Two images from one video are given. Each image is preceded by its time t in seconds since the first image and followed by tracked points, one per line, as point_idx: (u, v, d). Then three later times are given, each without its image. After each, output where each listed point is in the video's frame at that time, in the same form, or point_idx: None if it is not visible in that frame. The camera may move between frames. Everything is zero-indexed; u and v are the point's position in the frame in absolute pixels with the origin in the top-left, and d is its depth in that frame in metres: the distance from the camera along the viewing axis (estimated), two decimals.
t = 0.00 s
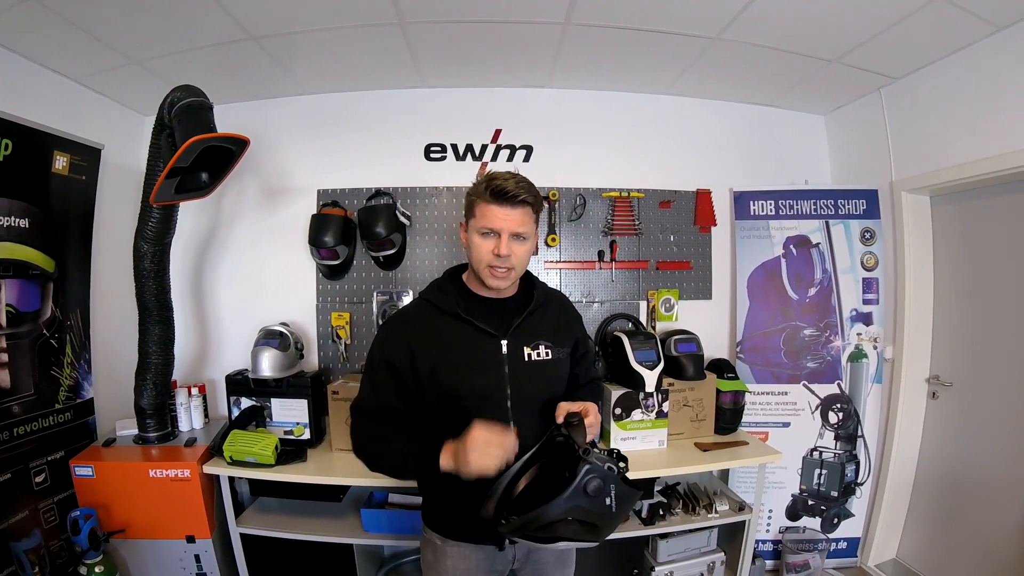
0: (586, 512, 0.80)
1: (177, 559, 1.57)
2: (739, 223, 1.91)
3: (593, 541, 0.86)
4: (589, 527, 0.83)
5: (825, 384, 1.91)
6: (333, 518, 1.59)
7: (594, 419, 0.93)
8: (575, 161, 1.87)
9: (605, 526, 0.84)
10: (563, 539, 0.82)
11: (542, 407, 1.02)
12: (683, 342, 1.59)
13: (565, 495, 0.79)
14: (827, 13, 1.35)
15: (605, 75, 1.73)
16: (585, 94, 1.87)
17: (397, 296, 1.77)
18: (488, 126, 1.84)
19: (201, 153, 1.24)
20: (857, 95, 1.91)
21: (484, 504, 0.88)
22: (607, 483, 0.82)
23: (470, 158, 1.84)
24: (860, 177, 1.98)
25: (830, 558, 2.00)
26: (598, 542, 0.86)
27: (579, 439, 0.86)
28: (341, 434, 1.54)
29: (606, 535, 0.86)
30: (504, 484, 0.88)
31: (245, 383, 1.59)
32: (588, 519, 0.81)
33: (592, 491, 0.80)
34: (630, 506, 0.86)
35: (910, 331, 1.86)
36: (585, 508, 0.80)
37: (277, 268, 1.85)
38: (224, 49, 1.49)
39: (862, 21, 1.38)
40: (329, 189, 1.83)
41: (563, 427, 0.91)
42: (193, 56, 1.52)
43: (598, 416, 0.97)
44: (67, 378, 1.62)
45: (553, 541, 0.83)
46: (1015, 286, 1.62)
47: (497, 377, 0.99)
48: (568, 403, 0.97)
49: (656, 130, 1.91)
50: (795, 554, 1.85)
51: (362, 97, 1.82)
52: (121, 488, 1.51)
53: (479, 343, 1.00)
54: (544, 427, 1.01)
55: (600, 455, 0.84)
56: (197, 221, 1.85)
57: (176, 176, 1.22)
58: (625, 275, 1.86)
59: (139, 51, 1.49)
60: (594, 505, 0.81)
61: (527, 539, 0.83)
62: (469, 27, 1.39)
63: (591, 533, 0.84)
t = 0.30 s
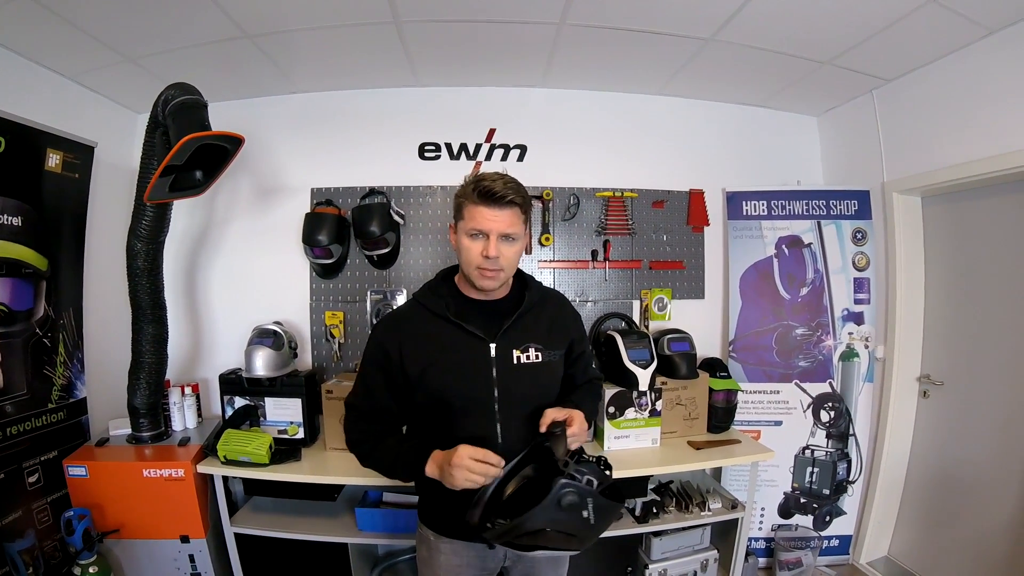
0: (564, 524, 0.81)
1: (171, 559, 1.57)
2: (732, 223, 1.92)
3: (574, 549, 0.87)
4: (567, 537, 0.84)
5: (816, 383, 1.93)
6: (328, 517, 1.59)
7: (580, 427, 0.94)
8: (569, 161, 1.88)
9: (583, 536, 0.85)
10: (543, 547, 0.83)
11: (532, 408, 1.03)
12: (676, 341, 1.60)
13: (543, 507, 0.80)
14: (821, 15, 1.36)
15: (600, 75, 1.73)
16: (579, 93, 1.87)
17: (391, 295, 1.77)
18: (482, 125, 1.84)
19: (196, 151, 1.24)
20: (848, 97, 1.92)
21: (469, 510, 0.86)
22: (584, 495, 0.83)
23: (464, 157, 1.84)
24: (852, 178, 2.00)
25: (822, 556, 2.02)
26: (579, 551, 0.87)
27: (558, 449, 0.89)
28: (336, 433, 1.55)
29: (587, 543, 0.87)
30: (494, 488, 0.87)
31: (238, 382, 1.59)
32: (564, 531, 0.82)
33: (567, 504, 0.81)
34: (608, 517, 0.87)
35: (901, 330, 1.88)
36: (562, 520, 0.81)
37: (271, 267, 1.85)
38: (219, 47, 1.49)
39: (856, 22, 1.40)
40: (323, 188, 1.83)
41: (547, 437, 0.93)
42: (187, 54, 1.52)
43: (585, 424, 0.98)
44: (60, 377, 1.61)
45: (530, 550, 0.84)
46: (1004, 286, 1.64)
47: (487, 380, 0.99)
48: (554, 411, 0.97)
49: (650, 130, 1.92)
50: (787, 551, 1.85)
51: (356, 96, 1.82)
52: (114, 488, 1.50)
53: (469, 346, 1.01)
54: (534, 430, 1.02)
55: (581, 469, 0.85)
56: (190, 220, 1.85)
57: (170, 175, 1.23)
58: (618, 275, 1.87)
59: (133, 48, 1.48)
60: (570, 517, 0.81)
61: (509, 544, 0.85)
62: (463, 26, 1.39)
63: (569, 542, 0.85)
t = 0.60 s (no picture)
0: (547, 504, 0.80)
1: (173, 556, 1.57)
2: (731, 222, 1.93)
3: (562, 538, 0.84)
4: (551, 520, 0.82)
5: (815, 381, 1.94)
6: (328, 515, 1.60)
7: (566, 412, 0.93)
8: (569, 159, 1.88)
9: (569, 520, 0.82)
10: (528, 532, 0.81)
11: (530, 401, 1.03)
12: (675, 339, 1.60)
13: (524, 482, 0.80)
14: (820, 15, 1.36)
15: (600, 74, 1.74)
16: (580, 92, 1.88)
17: (392, 292, 1.77)
18: (483, 124, 1.85)
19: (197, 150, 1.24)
20: (848, 96, 1.93)
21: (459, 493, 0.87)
22: (565, 473, 0.82)
23: (464, 155, 1.85)
24: (851, 176, 2.01)
25: (821, 553, 2.03)
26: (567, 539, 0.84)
27: (545, 430, 0.90)
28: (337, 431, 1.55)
29: (578, 531, 0.84)
30: (489, 475, 0.87)
31: (239, 380, 1.59)
32: (546, 511, 0.80)
33: (547, 481, 0.81)
34: (594, 501, 0.84)
35: (899, 328, 1.88)
36: (545, 499, 0.80)
37: (272, 265, 1.85)
38: (220, 45, 1.49)
39: (856, 22, 1.40)
40: (323, 186, 1.84)
41: (535, 421, 0.93)
42: (188, 52, 1.52)
43: (574, 411, 0.96)
44: (61, 375, 1.61)
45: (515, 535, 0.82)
46: (1003, 285, 1.65)
47: (483, 372, 1.00)
48: (542, 398, 0.98)
49: (650, 129, 1.92)
50: (787, 549, 1.86)
51: (357, 94, 1.83)
52: (115, 486, 1.51)
53: (466, 337, 1.01)
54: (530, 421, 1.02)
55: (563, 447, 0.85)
56: (191, 218, 1.85)
57: (171, 173, 1.23)
58: (618, 273, 1.88)
59: (134, 46, 1.48)
60: (551, 497, 0.80)
61: (498, 530, 0.83)
62: (464, 24, 1.40)
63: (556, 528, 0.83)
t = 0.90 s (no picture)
0: (558, 482, 0.83)
1: (173, 551, 1.58)
2: (731, 220, 1.93)
3: (571, 516, 0.88)
4: (562, 498, 0.85)
5: (813, 378, 1.94)
6: (329, 509, 1.60)
7: (569, 396, 0.97)
8: (570, 157, 1.89)
9: (578, 497, 0.86)
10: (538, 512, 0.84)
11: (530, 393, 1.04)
12: (674, 336, 1.61)
13: (536, 462, 0.83)
14: (821, 15, 1.37)
15: (601, 72, 1.74)
16: (580, 90, 1.88)
17: (392, 288, 1.78)
18: (484, 121, 1.86)
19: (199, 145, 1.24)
20: (848, 95, 1.93)
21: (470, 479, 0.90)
22: (575, 452, 0.86)
23: (465, 152, 1.85)
24: (850, 175, 2.01)
25: (818, 550, 2.04)
26: (576, 517, 0.87)
27: (550, 415, 0.93)
28: (337, 426, 1.56)
29: (585, 509, 0.88)
30: (492, 463, 0.90)
31: (239, 375, 1.60)
32: (558, 489, 0.83)
33: (559, 460, 0.84)
34: (602, 478, 0.89)
35: (897, 326, 1.89)
36: (556, 478, 0.83)
37: (273, 260, 1.86)
38: (222, 41, 1.49)
39: (856, 22, 1.41)
40: (325, 182, 1.84)
41: (539, 407, 0.96)
42: (189, 47, 1.52)
43: (576, 397, 1.00)
44: (62, 370, 1.62)
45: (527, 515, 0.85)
46: (1002, 284, 1.66)
47: (485, 362, 1.01)
48: (546, 384, 1.01)
49: (650, 127, 1.93)
50: (784, 546, 1.87)
51: (358, 90, 1.83)
52: (116, 481, 1.51)
53: (469, 328, 1.03)
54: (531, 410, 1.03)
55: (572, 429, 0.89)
56: (192, 213, 1.86)
57: (173, 168, 1.23)
58: (618, 270, 1.88)
59: (136, 42, 1.49)
60: (562, 474, 0.84)
61: (506, 513, 0.86)
62: (466, 21, 1.40)
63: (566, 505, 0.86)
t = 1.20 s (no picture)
0: (560, 467, 0.86)
1: (171, 545, 1.58)
2: (727, 214, 1.94)
3: (571, 500, 0.91)
4: (564, 482, 0.88)
5: (809, 372, 1.95)
6: (327, 502, 1.61)
7: (567, 384, 0.98)
8: (568, 151, 1.89)
9: (580, 481, 0.89)
10: (540, 497, 0.87)
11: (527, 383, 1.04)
12: (671, 329, 1.62)
13: (540, 449, 0.85)
14: (819, 10, 1.37)
15: (599, 65, 1.75)
16: (578, 83, 1.88)
17: (389, 281, 1.79)
18: (481, 114, 1.85)
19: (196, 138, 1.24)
20: (845, 90, 1.94)
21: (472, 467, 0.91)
22: (577, 438, 0.89)
23: (462, 145, 1.85)
24: (846, 170, 2.02)
25: (813, 543, 2.05)
26: (577, 501, 0.91)
27: (550, 402, 0.95)
28: (335, 418, 1.56)
29: (585, 494, 0.91)
30: (490, 453, 0.92)
31: (236, 369, 1.60)
32: (561, 474, 0.87)
33: (561, 446, 0.87)
34: (602, 462, 0.92)
35: (892, 320, 1.90)
36: (559, 463, 0.86)
37: (270, 254, 1.86)
38: (219, 34, 1.49)
39: (853, 17, 1.41)
40: (321, 175, 1.84)
41: (538, 394, 0.98)
42: (186, 40, 1.52)
43: (573, 384, 1.02)
44: (59, 365, 1.62)
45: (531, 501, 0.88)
46: (997, 279, 1.67)
47: (484, 352, 1.01)
48: (544, 372, 1.02)
49: (647, 121, 1.93)
50: (779, 538, 1.89)
51: (355, 82, 1.83)
52: (114, 475, 1.52)
53: (467, 319, 1.03)
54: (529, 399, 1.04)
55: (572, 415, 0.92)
56: (189, 206, 1.85)
57: (170, 161, 1.23)
58: (614, 263, 1.89)
59: (133, 35, 1.48)
60: (565, 459, 0.87)
61: (509, 500, 0.88)
62: (464, 14, 1.40)
63: (568, 490, 0.89)
